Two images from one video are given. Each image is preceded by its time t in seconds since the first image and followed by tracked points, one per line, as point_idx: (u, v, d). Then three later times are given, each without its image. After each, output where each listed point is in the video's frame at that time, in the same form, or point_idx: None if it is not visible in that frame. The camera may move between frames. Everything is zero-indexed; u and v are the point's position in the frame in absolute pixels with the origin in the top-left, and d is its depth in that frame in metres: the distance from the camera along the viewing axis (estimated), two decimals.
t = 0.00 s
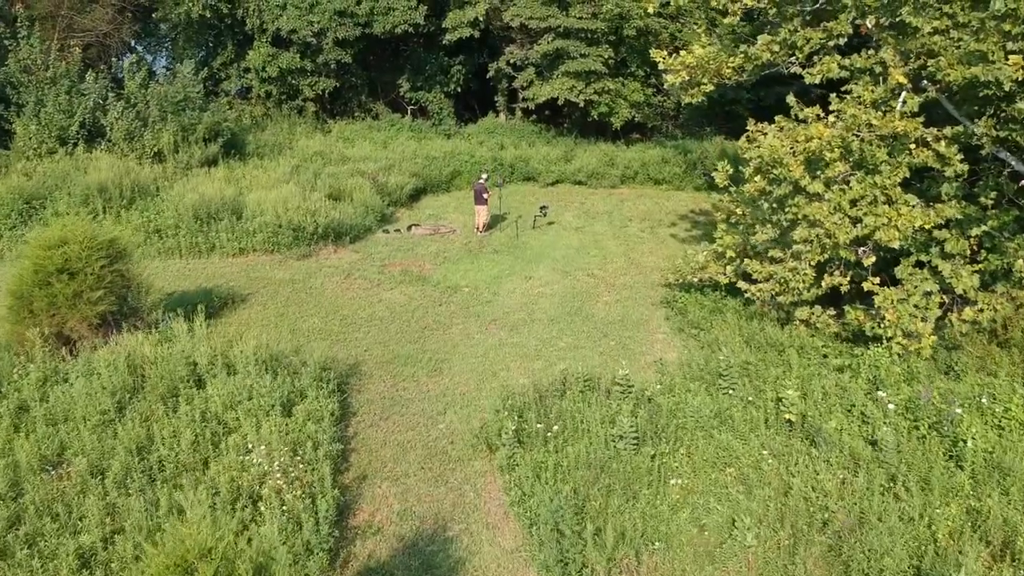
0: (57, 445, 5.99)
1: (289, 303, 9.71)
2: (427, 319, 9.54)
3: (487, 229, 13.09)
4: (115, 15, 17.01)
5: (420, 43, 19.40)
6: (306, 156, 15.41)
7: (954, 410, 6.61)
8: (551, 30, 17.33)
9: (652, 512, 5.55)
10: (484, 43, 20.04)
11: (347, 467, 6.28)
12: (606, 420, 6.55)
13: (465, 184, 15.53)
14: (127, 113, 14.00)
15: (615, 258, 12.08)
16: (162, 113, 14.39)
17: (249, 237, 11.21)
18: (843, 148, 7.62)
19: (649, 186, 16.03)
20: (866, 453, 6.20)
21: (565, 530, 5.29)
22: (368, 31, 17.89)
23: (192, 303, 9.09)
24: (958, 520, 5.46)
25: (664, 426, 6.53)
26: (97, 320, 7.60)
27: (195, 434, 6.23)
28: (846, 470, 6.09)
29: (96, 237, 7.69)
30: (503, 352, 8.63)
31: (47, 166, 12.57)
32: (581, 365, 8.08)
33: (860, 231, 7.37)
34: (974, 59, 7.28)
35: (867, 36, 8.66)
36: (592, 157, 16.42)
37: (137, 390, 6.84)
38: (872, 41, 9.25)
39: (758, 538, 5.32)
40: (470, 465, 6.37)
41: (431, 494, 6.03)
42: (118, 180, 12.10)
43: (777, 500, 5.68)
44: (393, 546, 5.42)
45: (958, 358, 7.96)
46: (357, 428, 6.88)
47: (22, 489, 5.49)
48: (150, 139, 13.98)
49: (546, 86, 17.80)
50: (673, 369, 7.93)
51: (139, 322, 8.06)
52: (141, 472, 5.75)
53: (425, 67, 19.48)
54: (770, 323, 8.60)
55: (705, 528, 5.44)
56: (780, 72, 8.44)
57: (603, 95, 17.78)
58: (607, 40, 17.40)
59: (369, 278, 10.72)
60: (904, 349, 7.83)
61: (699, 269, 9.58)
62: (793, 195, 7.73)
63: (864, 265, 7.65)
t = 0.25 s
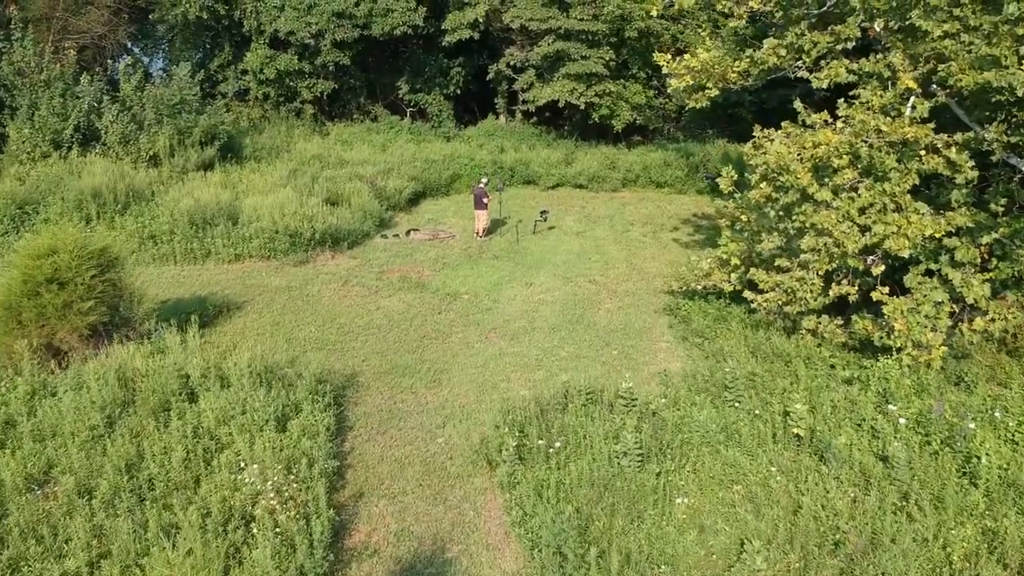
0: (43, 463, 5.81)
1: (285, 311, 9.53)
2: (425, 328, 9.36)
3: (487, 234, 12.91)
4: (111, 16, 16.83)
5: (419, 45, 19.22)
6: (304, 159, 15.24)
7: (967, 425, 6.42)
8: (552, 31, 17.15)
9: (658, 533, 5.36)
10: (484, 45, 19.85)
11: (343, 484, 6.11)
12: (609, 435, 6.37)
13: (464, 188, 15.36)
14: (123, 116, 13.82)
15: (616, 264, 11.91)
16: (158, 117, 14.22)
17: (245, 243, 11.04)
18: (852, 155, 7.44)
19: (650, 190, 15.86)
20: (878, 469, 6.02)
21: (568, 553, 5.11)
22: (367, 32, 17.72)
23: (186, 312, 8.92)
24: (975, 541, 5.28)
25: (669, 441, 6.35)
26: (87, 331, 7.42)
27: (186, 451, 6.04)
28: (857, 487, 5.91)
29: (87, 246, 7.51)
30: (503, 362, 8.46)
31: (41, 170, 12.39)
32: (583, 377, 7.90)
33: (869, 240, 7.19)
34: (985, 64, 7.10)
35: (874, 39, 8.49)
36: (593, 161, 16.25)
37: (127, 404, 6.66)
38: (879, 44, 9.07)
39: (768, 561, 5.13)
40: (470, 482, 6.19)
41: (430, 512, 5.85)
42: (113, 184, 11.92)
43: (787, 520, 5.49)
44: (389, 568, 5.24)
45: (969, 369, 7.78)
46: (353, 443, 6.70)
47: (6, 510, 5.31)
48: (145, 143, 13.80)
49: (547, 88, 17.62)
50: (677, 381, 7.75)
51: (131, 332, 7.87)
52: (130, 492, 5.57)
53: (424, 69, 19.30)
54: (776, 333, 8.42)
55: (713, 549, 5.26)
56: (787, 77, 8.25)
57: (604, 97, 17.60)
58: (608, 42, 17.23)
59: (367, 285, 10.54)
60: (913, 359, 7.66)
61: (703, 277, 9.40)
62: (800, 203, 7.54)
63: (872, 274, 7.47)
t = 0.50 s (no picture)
0: (26, 483, 5.59)
1: (280, 320, 9.32)
2: (424, 336, 9.15)
3: (487, 239, 12.70)
4: (106, 17, 16.61)
5: (418, 46, 19.01)
6: (301, 163, 15.03)
7: (984, 441, 6.20)
8: (552, 33, 16.93)
9: (665, 557, 5.13)
10: (483, 47, 19.61)
11: (338, 503, 5.89)
12: (614, 452, 6.15)
13: (464, 191, 15.15)
14: (117, 119, 13.60)
15: (619, 269, 11.70)
16: (153, 119, 14.02)
17: (240, 249, 10.83)
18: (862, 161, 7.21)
19: (652, 193, 15.64)
20: (892, 489, 5.79)
21: None
22: (365, 33, 17.51)
23: (178, 322, 8.72)
24: (997, 566, 5.04)
25: (676, 459, 6.13)
26: (75, 343, 7.20)
27: (175, 470, 5.82)
28: (871, 508, 5.68)
29: (75, 255, 7.29)
30: (504, 372, 8.24)
31: (32, 174, 12.17)
32: (585, 390, 7.69)
33: (880, 248, 6.97)
34: (1000, 67, 6.87)
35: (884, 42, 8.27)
36: (594, 164, 16.03)
37: (115, 419, 6.43)
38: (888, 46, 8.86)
39: None
40: (469, 501, 5.97)
41: (427, 534, 5.63)
42: (106, 189, 11.71)
43: (799, 543, 5.27)
44: None
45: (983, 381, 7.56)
46: (349, 459, 6.49)
47: None
48: (140, 146, 13.59)
49: (547, 90, 17.39)
50: (683, 393, 7.53)
51: (121, 343, 7.66)
52: (116, 513, 5.35)
53: (423, 70, 19.08)
54: (783, 343, 8.21)
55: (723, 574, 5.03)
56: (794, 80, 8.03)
57: (606, 99, 17.36)
58: (610, 44, 17.01)
59: (364, 292, 10.32)
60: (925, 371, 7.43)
61: (707, 284, 9.19)
62: (808, 210, 7.31)
63: (883, 283, 7.25)
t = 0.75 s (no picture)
0: (9, 500, 5.39)
1: (275, 327, 9.12)
2: (422, 344, 8.95)
3: (486, 242, 12.50)
4: (101, 17, 16.41)
5: (417, 47, 18.81)
6: (298, 165, 14.83)
7: (1001, 455, 5.99)
8: (553, 33, 16.72)
9: None
10: (483, 47, 19.38)
11: (332, 520, 5.70)
12: (617, 467, 5.96)
13: (463, 194, 14.96)
14: (111, 121, 13.41)
15: (621, 274, 11.50)
16: (148, 121, 13.83)
17: (236, 254, 10.65)
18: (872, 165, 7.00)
19: (654, 196, 15.44)
20: (906, 505, 5.59)
21: None
22: (363, 34, 17.32)
23: (171, 330, 8.54)
24: None
25: (681, 474, 5.93)
26: (64, 352, 7.01)
27: (163, 487, 5.62)
28: (884, 526, 5.48)
29: (64, 262, 7.09)
30: (504, 381, 8.04)
31: (25, 177, 11.98)
32: (587, 401, 7.49)
33: (891, 255, 6.76)
34: (1014, 69, 6.67)
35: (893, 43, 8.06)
36: (595, 166, 15.84)
37: (103, 433, 6.23)
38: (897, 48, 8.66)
39: None
40: (468, 517, 5.77)
41: (425, 552, 5.43)
42: (99, 192, 11.52)
43: (810, 564, 5.07)
44: None
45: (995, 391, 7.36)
46: (344, 474, 6.29)
47: None
48: (135, 148, 13.40)
49: (548, 91, 17.18)
50: (688, 404, 7.34)
51: (112, 352, 7.46)
52: (101, 533, 5.15)
53: (422, 71, 18.89)
54: (790, 352, 8.01)
55: None
56: (802, 82, 7.83)
57: (607, 100, 17.16)
58: (611, 44, 16.82)
59: (361, 298, 10.12)
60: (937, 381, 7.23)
61: (712, 290, 9.00)
62: (817, 216, 7.11)
63: (893, 291, 7.05)
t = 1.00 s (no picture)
0: None
1: (269, 335, 8.90)
2: (420, 352, 8.73)
3: (486, 246, 12.28)
4: (95, 17, 16.18)
5: (416, 47, 18.59)
6: (295, 167, 14.61)
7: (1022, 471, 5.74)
8: (553, 33, 16.48)
9: None
10: (483, 47, 19.16)
11: (325, 541, 5.47)
12: (623, 484, 5.72)
13: (462, 196, 14.75)
14: (104, 123, 13.18)
15: (623, 279, 11.28)
16: (142, 122, 13.62)
17: (230, 259, 10.43)
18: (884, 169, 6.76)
19: (656, 198, 15.22)
20: (923, 525, 5.35)
21: None
22: (361, 34, 17.10)
23: (162, 339, 8.32)
24: None
25: (689, 492, 5.70)
26: (48, 363, 6.78)
27: (149, 506, 5.39)
28: (901, 547, 5.24)
29: (50, 269, 6.86)
30: (504, 391, 7.82)
31: (15, 180, 11.75)
32: (590, 413, 7.27)
33: (904, 263, 6.52)
34: None
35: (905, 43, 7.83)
36: (596, 168, 15.61)
37: (88, 447, 6.00)
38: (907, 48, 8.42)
39: None
40: (467, 537, 5.54)
41: None
42: (91, 195, 11.30)
43: None
44: None
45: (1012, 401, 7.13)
46: (338, 490, 6.07)
47: None
48: (128, 150, 13.18)
49: (548, 92, 16.94)
50: (694, 416, 7.11)
51: (99, 362, 7.24)
52: (83, 555, 4.91)
53: (421, 71, 18.68)
54: (799, 361, 7.79)
55: None
56: (811, 83, 7.60)
57: (608, 101, 16.92)
58: (612, 44, 16.59)
59: (358, 304, 9.90)
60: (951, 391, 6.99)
61: (717, 297, 8.77)
62: (827, 221, 6.86)
63: (906, 299, 6.80)
